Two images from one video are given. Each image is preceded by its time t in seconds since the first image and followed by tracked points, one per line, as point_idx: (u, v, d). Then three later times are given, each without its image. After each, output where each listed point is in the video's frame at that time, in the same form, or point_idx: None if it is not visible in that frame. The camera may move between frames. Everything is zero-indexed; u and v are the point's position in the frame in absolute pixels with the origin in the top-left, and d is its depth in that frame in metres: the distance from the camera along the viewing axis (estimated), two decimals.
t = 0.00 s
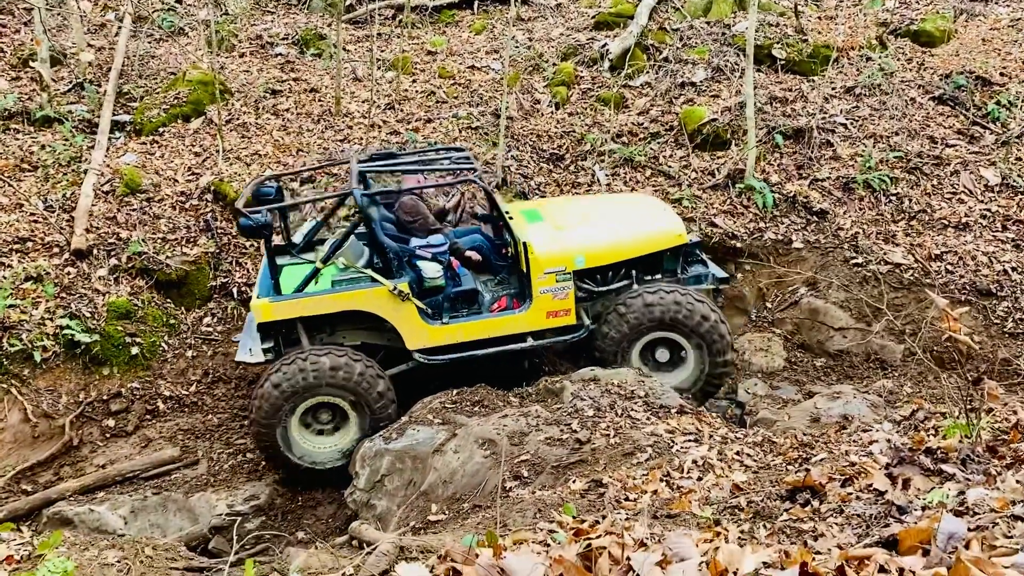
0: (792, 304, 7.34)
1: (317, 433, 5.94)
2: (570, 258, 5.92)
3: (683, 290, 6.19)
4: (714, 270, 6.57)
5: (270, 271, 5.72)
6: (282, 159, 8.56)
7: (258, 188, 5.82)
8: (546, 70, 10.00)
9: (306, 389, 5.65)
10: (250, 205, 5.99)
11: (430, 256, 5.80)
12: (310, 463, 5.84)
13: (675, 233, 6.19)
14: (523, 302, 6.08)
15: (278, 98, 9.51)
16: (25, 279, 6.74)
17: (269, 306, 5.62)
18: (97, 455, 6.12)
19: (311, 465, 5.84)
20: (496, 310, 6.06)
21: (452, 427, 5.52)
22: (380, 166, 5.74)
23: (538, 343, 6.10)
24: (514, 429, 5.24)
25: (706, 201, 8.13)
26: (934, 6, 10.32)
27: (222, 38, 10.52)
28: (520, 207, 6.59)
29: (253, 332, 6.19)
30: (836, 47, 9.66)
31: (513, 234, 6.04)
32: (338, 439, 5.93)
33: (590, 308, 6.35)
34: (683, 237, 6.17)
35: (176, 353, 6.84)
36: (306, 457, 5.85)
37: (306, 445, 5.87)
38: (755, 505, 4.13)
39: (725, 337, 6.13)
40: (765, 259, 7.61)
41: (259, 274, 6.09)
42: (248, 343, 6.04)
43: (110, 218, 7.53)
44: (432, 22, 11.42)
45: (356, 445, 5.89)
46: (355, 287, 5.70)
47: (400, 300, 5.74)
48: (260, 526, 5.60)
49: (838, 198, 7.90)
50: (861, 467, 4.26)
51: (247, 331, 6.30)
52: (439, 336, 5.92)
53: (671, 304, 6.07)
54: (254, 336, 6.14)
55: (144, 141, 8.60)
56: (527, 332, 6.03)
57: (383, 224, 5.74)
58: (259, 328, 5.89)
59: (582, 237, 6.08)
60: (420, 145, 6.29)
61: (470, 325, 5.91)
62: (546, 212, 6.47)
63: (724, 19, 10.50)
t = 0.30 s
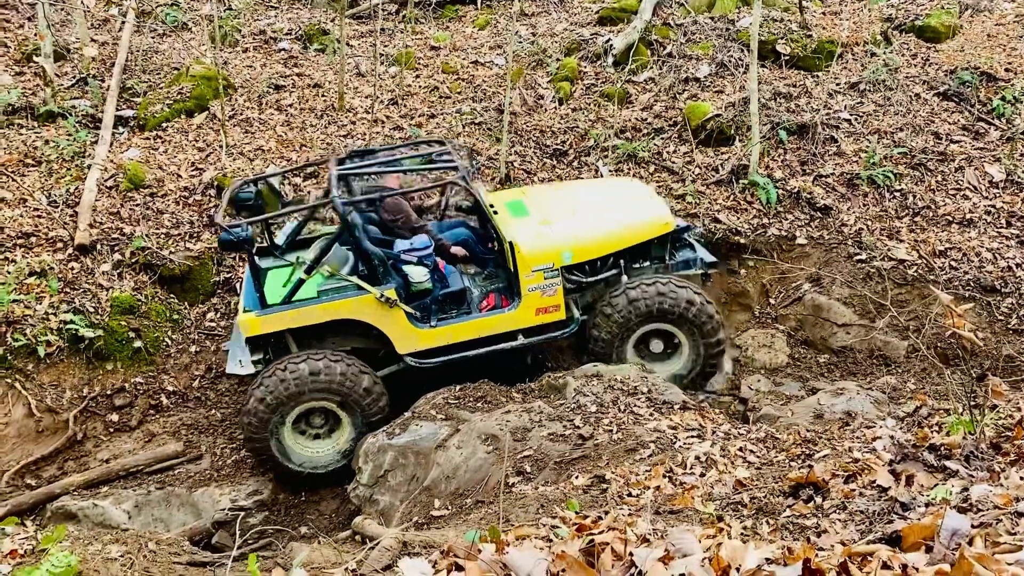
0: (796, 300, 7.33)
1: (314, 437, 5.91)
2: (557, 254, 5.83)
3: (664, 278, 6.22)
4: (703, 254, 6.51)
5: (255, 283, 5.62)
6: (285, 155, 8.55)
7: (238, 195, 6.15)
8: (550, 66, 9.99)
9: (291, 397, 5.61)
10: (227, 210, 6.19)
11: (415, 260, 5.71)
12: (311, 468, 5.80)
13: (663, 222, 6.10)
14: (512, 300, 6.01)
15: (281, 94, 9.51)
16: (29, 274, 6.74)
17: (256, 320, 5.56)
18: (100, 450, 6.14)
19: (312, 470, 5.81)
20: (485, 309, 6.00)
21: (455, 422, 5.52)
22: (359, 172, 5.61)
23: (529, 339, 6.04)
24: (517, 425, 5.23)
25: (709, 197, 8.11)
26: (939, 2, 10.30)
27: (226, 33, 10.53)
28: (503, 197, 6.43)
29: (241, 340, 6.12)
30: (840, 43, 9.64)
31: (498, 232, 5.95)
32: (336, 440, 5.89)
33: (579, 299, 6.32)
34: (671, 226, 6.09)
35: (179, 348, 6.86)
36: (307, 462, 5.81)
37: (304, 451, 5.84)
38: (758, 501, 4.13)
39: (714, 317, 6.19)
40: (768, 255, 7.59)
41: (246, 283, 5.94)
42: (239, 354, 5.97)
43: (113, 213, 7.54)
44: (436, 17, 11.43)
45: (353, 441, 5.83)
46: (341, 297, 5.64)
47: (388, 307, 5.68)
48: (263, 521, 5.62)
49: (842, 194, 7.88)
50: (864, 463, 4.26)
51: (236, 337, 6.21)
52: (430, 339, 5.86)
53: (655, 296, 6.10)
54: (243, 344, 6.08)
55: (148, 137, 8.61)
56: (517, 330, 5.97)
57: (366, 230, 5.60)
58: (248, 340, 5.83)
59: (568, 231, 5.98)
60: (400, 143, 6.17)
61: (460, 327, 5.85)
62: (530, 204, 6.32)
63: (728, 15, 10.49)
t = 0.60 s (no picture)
0: (803, 300, 7.30)
1: (314, 436, 5.89)
2: (552, 250, 5.81)
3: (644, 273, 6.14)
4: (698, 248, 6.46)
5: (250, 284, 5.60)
6: (292, 153, 8.56)
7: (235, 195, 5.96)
8: (556, 64, 9.98)
9: (284, 400, 5.58)
10: (226, 213, 6.32)
11: (410, 257, 5.77)
12: (315, 468, 5.79)
13: (657, 216, 6.08)
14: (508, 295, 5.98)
15: (288, 92, 9.53)
16: (37, 272, 6.77)
17: (252, 321, 5.53)
18: (108, 447, 6.16)
19: (317, 470, 5.80)
20: (481, 306, 5.96)
21: (461, 421, 5.52)
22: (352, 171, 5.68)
23: (526, 335, 6.01)
24: (523, 424, 5.24)
25: (716, 195, 8.09)
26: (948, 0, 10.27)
27: (233, 32, 10.56)
28: (500, 197, 6.45)
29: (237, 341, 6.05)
30: (847, 42, 9.61)
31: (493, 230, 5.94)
32: (337, 437, 5.86)
33: (577, 295, 6.31)
34: (665, 220, 6.06)
35: (187, 346, 6.88)
36: (310, 464, 5.80)
37: (306, 452, 5.82)
38: (765, 501, 4.13)
39: (702, 304, 6.11)
40: (775, 254, 7.57)
41: (241, 286, 5.97)
42: (236, 356, 5.89)
43: (121, 212, 7.57)
44: (443, 16, 11.44)
45: (353, 437, 5.81)
46: (337, 295, 5.60)
47: (384, 305, 5.64)
48: (270, 519, 5.64)
49: (849, 193, 7.85)
50: (871, 464, 4.25)
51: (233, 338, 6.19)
52: (427, 337, 5.82)
53: (637, 295, 6.04)
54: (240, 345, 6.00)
55: (155, 135, 8.64)
56: (515, 326, 5.94)
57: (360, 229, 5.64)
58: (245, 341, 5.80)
59: (563, 228, 5.98)
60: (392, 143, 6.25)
61: (456, 324, 5.81)
62: (526, 202, 6.33)
63: (736, 13, 10.48)
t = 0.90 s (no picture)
0: (814, 301, 7.26)
1: (318, 439, 5.90)
2: (551, 248, 5.78)
3: (627, 275, 6.13)
4: (699, 245, 6.41)
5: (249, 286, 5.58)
6: (303, 155, 8.58)
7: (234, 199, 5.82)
8: (566, 65, 9.98)
9: (281, 407, 5.57)
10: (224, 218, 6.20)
11: (409, 257, 5.73)
12: (321, 471, 5.80)
13: (657, 214, 6.05)
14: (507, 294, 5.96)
15: (299, 94, 9.56)
16: (49, 273, 6.80)
17: (252, 322, 5.50)
18: (119, 447, 6.18)
19: (323, 472, 5.80)
20: (481, 305, 5.93)
21: (470, 422, 5.52)
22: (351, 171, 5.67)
23: (527, 332, 5.98)
24: (532, 426, 5.23)
25: (727, 197, 8.06)
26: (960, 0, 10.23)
27: (244, 34, 10.61)
28: (497, 194, 6.41)
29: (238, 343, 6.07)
30: (859, 42, 9.57)
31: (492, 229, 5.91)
32: (340, 437, 5.86)
33: (577, 293, 6.28)
34: (664, 217, 6.04)
35: (197, 346, 6.89)
36: (315, 467, 5.81)
37: (310, 455, 5.83)
38: (775, 505, 4.11)
39: (689, 293, 6.08)
40: (786, 255, 7.53)
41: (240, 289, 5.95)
42: (236, 358, 5.92)
43: (133, 213, 7.61)
44: (453, 17, 11.46)
45: (355, 435, 5.81)
46: (337, 295, 5.57)
47: (384, 304, 5.60)
48: (280, 519, 5.65)
49: (860, 194, 7.80)
50: (882, 467, 4.23)
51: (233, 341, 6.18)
52: (427, 337, 5.78)
53: (624, 300, 6.04)
54: (240, 348, 6.02)
55: (166, 137, 8.68)
56: (514, 325, 5.92)
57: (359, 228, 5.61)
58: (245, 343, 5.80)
59: (563, 226, 5.94)
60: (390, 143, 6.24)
61: (456, 323, 5.77)
62: (524, 201, 6.29)
63: (747, 13, 10.45)
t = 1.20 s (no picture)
0: (827, 307, 7.22)
1: (326, 446, 5.87)
2: (553, 256, 5.76)
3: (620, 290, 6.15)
4: (700, 246, 6.33)
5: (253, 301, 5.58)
6: (316, 159, 8.61)
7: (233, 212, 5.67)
8: (579, 70, 9.99)
9: (283, 419, 5.54)
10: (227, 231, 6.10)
11: (413, 268, 5.66)
12: (330, 478, 5.76)
13: (659, 217, 6.01)
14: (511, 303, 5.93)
15: (312, 99, 9.61)
16: (65, 277, 6.85)
17: (256, 338, 5.50)
18: (133, 450, 6.22)
19: (333, 479, 5.76)
20: (485, 313, 5.96)
21: (482, 427, 5.51)
22: (352, 183, 5.62)
23: (531, 340, 5.98)
24: (544, 430, 5.22)
25: (740, 201, 8.02)
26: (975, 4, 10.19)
27: (258, 39, 10.68)
28: (499, 200, 6.38)
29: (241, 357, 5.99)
30: (873, 46, 9.54)
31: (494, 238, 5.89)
32: (347, 443, 5.82)
33: (579, 297, 6.26)
34: (667, 220, 5.98)
35: (211, 350, 6.93)
36: (324, 475, 5.76)
37: (319, 463, 5.80)
38: (790, 511, 4.09)
39: (682, 296, 6.08)
40: (799, 260, 7.49)
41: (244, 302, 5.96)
42: (241, 372, 5.83)
43: (147, 218, 7.65)
44: (465, 22, 11.50)
45: (361, 440, 5.77)
46: (342, 309, 5.58)
47: (389, 317, 5.60)
48: (293, 523, 5.67)
49: (874, 199, 7.76)
50: (898, 474, 4.20)
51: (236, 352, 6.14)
52: (432, 347, 5.78)
53: (620, 315, 6.04)
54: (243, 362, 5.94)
55: (181, 141, 8.73)
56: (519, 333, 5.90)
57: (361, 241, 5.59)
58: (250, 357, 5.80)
59: (564, 233, 5.91)
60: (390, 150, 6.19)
61: (462, 332, 5.77)
62: (525, 206, 6.26)
63: (759, 18, 10.43)
